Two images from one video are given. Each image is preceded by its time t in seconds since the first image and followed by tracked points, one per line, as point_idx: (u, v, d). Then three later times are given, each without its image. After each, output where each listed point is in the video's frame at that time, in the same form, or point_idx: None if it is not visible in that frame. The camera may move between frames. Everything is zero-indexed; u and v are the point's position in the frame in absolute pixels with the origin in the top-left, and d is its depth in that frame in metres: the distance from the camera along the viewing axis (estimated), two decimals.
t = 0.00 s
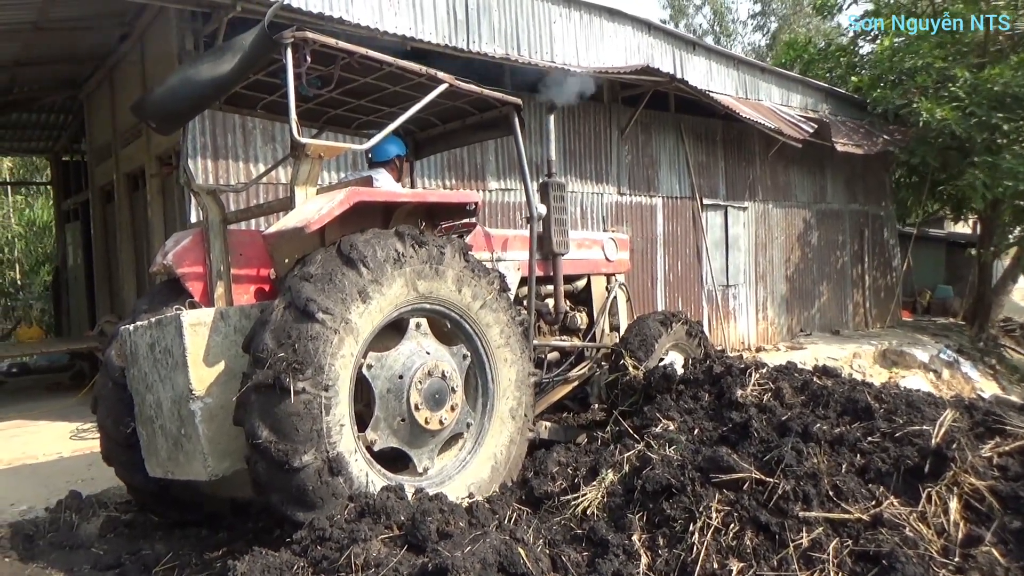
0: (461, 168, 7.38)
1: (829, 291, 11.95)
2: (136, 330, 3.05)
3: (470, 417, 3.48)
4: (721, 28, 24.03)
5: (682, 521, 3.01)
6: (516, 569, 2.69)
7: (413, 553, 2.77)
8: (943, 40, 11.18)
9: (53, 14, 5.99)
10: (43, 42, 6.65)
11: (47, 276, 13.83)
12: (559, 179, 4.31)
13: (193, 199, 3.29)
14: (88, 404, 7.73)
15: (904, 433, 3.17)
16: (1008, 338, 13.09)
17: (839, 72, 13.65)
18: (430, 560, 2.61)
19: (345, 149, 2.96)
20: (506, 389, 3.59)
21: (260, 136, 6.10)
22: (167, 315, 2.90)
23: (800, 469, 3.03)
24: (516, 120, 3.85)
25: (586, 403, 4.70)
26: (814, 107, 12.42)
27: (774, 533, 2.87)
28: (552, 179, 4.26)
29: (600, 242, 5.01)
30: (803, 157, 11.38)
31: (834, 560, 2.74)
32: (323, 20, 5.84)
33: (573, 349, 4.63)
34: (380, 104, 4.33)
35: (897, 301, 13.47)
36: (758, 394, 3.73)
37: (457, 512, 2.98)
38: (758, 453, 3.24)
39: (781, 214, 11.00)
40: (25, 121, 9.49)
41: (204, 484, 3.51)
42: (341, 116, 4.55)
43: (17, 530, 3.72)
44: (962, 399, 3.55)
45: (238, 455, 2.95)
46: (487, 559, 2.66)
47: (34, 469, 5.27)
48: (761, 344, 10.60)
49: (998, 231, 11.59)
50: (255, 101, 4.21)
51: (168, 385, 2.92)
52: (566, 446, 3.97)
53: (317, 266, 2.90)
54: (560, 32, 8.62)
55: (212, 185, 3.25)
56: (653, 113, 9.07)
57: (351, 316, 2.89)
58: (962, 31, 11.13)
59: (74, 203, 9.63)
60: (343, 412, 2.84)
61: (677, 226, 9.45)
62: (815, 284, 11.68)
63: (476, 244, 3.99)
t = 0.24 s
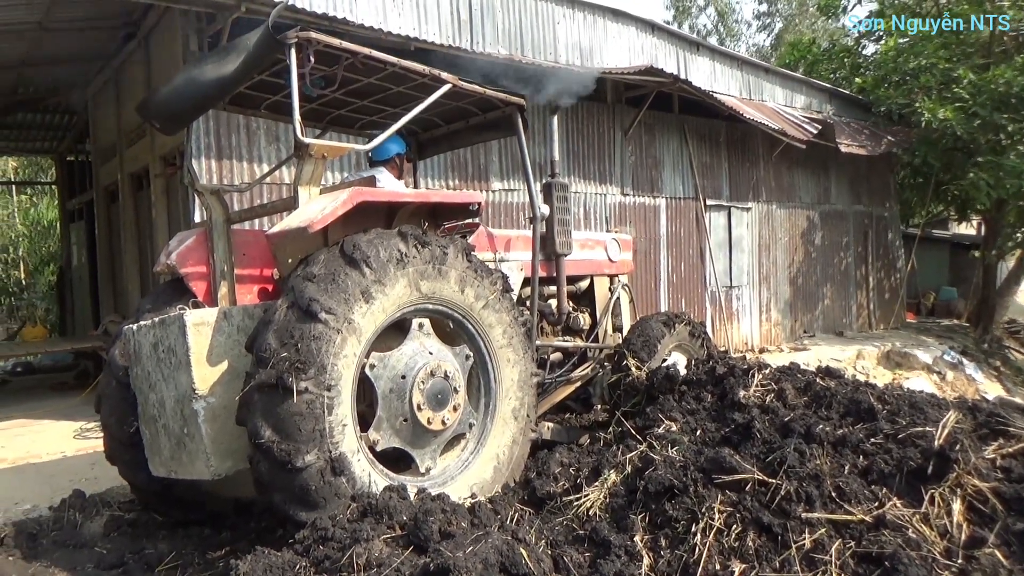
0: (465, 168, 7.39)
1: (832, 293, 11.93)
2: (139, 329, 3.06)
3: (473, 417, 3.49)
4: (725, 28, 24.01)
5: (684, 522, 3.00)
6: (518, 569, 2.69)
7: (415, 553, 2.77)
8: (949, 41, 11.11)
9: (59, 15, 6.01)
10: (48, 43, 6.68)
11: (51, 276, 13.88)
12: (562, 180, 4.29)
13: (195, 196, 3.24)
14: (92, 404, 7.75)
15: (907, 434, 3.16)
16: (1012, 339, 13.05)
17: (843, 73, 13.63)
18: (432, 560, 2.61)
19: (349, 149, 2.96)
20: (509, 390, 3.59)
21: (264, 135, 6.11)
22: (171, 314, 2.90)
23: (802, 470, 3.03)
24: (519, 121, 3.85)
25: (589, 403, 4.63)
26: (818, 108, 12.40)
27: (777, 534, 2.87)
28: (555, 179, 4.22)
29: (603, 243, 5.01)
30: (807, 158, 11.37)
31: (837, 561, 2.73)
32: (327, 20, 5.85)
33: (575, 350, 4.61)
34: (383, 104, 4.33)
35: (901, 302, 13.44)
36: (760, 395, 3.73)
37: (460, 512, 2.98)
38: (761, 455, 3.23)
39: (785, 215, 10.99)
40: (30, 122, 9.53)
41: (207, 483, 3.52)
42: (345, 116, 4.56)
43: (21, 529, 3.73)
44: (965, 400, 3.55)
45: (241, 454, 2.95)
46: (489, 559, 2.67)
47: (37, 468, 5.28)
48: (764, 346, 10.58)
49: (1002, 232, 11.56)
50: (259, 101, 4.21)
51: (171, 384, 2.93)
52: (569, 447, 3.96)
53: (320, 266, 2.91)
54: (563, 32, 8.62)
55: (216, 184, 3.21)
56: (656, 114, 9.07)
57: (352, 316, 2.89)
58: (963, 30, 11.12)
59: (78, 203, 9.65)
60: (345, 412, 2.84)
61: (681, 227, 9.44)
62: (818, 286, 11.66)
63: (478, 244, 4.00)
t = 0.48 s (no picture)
0: (467, 170, 7.40)
1: (835, 294, 11.91)
2: (140, 330, 3.06)
3: (474, 417, 3.49)
4: (728, 30, 24.02)
5: (685, 524, 3.00)
6: (519, 571, 2.69)
7: (416, 555, 2.77)
8: (952, 42, 11.08)
9: (63, 17, 6.03)
10: (52, 45, 6.70)
11: (54, 278, 13.92)
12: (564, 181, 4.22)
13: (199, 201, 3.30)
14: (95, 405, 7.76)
15: (909, 437, 3.16)
16: (1016, 341, 13.02)
17: (846, 75, 13.61)
18: (433, 561, 2.62)
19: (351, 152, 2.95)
20: (509, 388, 3.59)
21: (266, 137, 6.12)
22: (173, 315, 2.92)
23: (804, 472, 3.03)
24: (521, 123, 3.87)
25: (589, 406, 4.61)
26: (821, 109, 12.40)
27: (778, 536, 2.86)
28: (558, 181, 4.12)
29: (605, 245, 5.01)
30: (809, 160, 11.36)
31: (838, 564, 2.73)
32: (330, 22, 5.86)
33: (577, 352, 4.57)
34: (385, 107, 4.33)
35: (904, 304, 13.42)
36: (762, 397, 3.73)
37: (461, 515, 2.98)
38: (762, 457, 3.23)
39: (787, 217, 10.98)
40: (35, 124, 9.56)
41: (209, 484, 3.53)
42: (348, 118, 4.57)
43: (24, 530, 3.73)
44: (968, 403, 3.54)
45: (242, 456, 2.96)
46: (490, 561, 2.67)
47: (40, 469, 5.30)
48: (767, 348, 10.57)
49: (1006, 233, 11.54)
50: (261, 103, 4.21)
51: (173, 385, 2.94)
52: (570, 449, 3.96)
53: (322, 268, 2.91)
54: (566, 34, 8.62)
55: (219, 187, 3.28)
56: (659, 116, 9.08)
57: (351, 319, 2.89)
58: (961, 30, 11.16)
59: (82, 204, 9.68)
60: (345, 416, 2.85)
61: (683, 228, 9.44)
62: (821, 287, 11.65)
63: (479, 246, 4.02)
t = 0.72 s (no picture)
0: (471, 170, 7.40)
1: (840, 295, 11.88)
2: (123, 333, 3.06)
3: (463, 413, 3.45)
4: (733, 30, 23.99)
5: (689, 525, 3.00)
6: (521, 571, 2.68)
7: (419, 555, 2.77)
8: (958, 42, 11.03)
9: (68, 19, 6.05)
10: (57, 46, 6.72)
11: (60, 278, 13.96)
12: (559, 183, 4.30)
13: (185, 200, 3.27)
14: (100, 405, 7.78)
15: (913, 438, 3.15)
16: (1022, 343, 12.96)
17: (850, 75, 13.58)
18: (435, 561, 2.62)
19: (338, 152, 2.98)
20: (498, 377, 3.57)
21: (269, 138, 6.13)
22: (155, 319, 2.91)
23: (808, 473, 3.01)
24: (514, 121, 3.87)
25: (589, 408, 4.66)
26: (825, 109, 12.37)
27: (782, 537, 2.85)
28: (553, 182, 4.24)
29: (602, 245, 5.00)
30: (814, 161, 11.34)
31: (842, 565, 2.72)
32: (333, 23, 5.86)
33: (572, 355, 4.65)
34: (377, 106, 4.23)
35: (909, 305, 13.37)
36: (766, 397, 3.73)
37: (464, 515, 2.97)
38: (766, 458, 3.21)
39: (792, 218, 10.95)
40: (41, 125, 9.60)
41: (212, 484, 3.53)
42: (340, 118, 4.49)
43: (28, 529, 3.75)
44: (973, 404, 3.52)
45: (224, 462, 2.95)
46: (492, 561, 2.66)
47: (45, 469, 5.31)
48: (771, 348, 10.55)
49: (1013, 234, 11.49)
50: (252, 103, 4.08)
51: (155, 389, 2.94)
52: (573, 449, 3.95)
53: (312, 274, 2.90)
54: (570, 34, 8.62)
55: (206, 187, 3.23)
56: (663, 116, 9.07)
57: (324, 339, 2.85)
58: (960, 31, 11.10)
59: (88, 205, 9.71)
60: (330, 438, 2.84)
61: (687, 229, 9.43)
62: (825, 288, 11.62)
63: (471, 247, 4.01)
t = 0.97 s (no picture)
0: (472, 171, 7.41)
1: (842, 296, 11.87)
2: (102, 335, 3.07)
3: (450, 407, 3.40)
4: (736, 30, 23.99)
5: (691, 525, 3.00)
6: (523, 571, 2.68)
7: (421, 555, 2.76)
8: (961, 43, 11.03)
9: (70, 19, 6.06)
10: (60, 47, 6.74)
11: (63, 279, 13.98)
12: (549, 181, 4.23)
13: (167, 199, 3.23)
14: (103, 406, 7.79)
15: (916, 439, 3.15)
16: None
17: (852, 76, 13.57)
18: (438, 561, 2.62)
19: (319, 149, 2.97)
20: (482, 366, 3.49)
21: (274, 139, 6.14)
22: (133, 321, 2.90)
23: (811, 474, 3.00)
24: (503, 119, 3.83)
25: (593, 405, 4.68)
26: (827, 110, 12.37)
27: (785, 538, 2.85)
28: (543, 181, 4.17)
29: (593, 245, 4.97)
30: (816, 161, 11.33)
31: (845, 565, 2.72)
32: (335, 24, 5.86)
33: (564, 355, 4.65)
34: (362, 103, 4.19)
35: (911, 306, 13.36)
36: (768, 398, 3.73)
37: (466, 515, 2.97)
38: (768, 458, 3.21)
39: (794, 218, 10.95)
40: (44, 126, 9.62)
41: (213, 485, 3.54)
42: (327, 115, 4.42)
43: (31, 529, 3.76)
44: (976, 405, 3.52)
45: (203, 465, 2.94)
46: (495, 561, 2.66)
47: (47, 470, 5.32)
48: (774, 349, 10.55)
49: (1015, 235, 11.48)
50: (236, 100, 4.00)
51: (133, 393, 2.93)
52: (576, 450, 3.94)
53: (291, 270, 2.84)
54: (571, 35, 8.62)
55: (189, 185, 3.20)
56: (665, 117, 9.06)
57: (293, 359, 2.75)
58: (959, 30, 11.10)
59: (90, 206, 9.73)
60: (315, 460, 2.80)
61: (689, 230, 9.42)
62: (827, 289, 11.61)
63: (460, 246, 3.98)
